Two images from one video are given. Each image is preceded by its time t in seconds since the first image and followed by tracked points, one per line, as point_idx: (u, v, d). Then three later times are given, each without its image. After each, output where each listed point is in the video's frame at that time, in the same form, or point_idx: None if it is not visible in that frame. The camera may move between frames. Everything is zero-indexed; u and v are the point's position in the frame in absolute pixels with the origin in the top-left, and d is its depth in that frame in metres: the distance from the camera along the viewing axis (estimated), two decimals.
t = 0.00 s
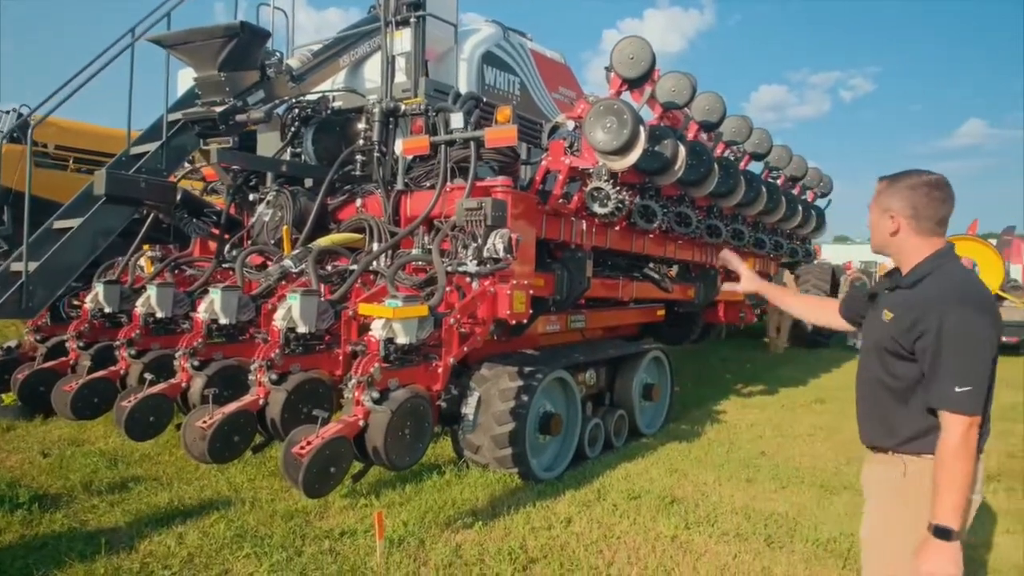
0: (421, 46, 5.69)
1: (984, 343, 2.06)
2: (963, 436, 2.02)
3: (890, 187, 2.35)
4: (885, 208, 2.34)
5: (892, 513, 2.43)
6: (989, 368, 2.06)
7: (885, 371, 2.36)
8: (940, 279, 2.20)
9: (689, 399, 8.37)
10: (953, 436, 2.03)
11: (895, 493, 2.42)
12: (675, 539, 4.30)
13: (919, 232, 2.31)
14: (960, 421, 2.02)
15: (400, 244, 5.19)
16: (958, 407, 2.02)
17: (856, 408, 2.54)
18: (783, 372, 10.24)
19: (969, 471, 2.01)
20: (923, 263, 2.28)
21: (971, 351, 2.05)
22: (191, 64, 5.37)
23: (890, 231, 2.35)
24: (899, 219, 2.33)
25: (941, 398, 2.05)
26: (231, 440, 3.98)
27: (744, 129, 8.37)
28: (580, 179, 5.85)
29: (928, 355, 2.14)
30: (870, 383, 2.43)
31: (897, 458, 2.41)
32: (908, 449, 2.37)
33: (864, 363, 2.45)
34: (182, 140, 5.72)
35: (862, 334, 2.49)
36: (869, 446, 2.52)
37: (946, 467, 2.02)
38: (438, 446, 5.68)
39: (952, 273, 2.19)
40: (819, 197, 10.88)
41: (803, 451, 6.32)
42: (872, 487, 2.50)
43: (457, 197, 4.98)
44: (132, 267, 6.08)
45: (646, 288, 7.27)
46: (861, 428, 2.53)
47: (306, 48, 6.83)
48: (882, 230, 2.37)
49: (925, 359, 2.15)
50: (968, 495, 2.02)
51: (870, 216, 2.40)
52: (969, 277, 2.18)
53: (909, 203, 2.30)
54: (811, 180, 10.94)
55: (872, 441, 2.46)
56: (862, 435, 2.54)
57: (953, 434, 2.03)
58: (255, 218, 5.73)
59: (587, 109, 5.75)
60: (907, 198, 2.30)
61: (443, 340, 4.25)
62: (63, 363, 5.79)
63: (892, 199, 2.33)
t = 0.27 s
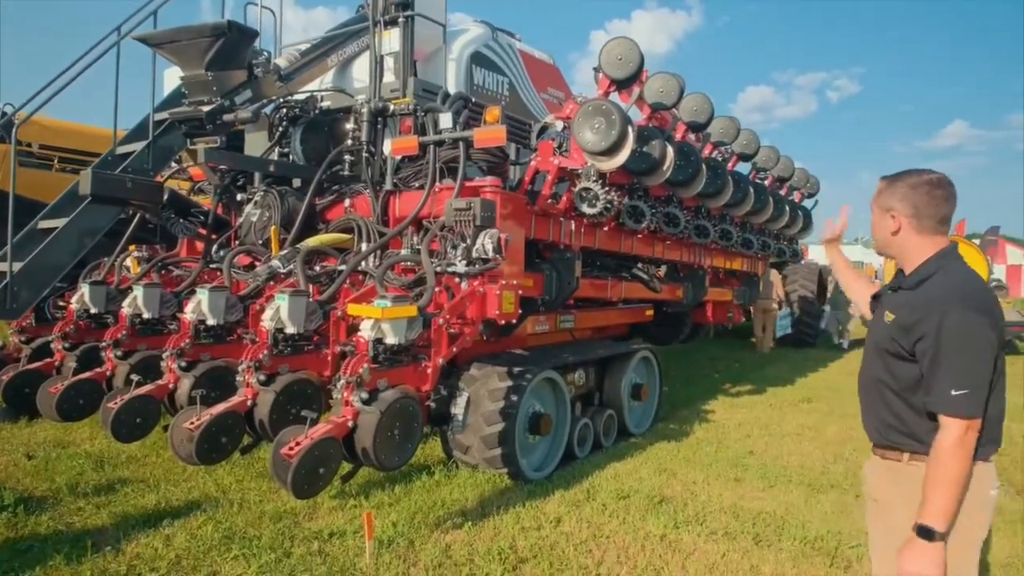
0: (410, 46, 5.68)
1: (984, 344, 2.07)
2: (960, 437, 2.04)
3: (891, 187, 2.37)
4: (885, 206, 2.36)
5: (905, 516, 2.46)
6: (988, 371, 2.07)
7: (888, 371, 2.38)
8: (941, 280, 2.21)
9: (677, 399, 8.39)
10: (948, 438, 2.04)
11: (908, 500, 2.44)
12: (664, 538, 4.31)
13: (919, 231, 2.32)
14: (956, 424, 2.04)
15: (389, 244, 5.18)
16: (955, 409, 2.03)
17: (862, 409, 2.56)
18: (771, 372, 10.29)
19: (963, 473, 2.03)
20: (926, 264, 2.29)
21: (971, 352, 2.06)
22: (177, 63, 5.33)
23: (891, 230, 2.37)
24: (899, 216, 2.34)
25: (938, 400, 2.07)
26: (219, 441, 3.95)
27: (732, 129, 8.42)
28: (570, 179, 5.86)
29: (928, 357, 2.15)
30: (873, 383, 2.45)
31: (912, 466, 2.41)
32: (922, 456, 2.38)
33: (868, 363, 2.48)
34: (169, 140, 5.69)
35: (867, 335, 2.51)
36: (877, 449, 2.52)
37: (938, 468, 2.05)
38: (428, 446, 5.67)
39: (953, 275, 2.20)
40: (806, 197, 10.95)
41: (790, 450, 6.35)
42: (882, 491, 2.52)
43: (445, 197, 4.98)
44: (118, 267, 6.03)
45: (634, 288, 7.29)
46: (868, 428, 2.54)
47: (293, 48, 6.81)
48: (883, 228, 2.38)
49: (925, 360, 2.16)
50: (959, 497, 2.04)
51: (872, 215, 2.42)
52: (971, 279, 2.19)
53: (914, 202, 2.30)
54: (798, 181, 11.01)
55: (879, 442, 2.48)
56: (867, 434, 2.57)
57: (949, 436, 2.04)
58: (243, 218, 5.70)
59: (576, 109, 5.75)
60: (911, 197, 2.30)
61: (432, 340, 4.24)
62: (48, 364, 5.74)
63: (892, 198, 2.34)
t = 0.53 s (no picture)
0: (403, 45, 5.67)
1: (1002, 346, 2.06)
2: (970, 438, 2.03)
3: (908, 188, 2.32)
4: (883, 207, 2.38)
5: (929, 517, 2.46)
6: (1006, 374, 2.06)
7: (906, 375, 2.38)
8: (961, 283, 2.21)
9: (670, 398, 8.41)
10: (956, 437, 2.04)
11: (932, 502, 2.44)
12: (657, 536, 4.32)
13: (905, 231, 2.33)
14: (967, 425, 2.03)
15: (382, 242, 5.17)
16: (966, 409, 2.03)
17: (881, 414, 2.56)
18: (763, 370, 10.32)
19: (961, 472, 2.03)
20: (946, 266, 2.29)
21: (988, 353, 2.06)
22: (169, 61, 5.30)
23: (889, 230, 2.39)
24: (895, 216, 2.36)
25: (950, 400, 2.07)
26: (211, 440, 3.94)
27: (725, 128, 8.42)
28: (563, 178, 5.86)
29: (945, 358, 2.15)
30: (892, 386, 2.45)
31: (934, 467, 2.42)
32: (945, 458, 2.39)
33: (885, 367, 2.48)
34: (161, 138, 5.66)
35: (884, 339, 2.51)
36: (899, 453, 2.53)
37: (933, 464, 2.05)
38: (421, 446, 5.66)
39: (973, 277, 2.21)
40: (798, 197, 10.98)
41: (782, 448, 6.37)
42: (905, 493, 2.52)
43: (438, 196, 4.97)
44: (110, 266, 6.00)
45: (628, 287, 7.29)
46: (888, 434, 2.55)
47: (286, 46, 6.79)
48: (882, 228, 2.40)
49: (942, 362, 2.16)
50: (947, 493, 2.03)
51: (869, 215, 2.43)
52: (992, 282, 2.19)
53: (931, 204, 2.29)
54: (790, 181, 11.04)
55: (899, 447, 2.50)
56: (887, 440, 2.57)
57: (957, 436, 2.04)
58: (235, 216, 5.68)
59: (570, 108, 5.75)
60: (921, 198, 2.29)
61: (425, 339, 4.24)
62: (38, 363, 5.70)
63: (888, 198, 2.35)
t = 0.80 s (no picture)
0: (396, 45, 5.66)
1: None
2: (996, 443, 2.04)
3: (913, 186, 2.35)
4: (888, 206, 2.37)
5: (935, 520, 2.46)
6: None
7: (920, 376, 2.39)
8: (981, 285, 2.22)
9: (663, 398, 8.42)
10: (984, 442, 2.04)
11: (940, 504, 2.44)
12: (650, 536, 4.32)
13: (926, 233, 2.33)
14: (996, 430, 2.04)
15: (374, 242, 5.17)
16: (992, 413, 2.04)
17: (891, 414, 2.57)
18: (755, 370, 10.35)
19: (990, 478, 2.03)
20: (962, 268, 2.30)
21: (1013, 357, 2.07)
22: (160, 60, 5.27)
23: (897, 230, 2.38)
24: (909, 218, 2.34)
25: (976, 404, 2.08)
26: (202, 441, 3.92)
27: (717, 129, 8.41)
28: (556, 178, 5.86)
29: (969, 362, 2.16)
30: (904, 386, 2.46)
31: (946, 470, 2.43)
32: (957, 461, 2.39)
33: (897, 367, 2.49)
34: (152, 137, 5.64)
35: (895, 338, 2.52)
36: (906, 453, 2.53)
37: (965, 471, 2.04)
38: (414, 446, 5.65)
39: (993, 280, 2.22)
40: (790, 197, 11.02)
41: (775, 448, 6.39)
42: (912, 495, 2.52)
43: (431, 195, 4.96)
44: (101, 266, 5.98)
45: (620, 287, 7.30)
46: (897, 435, 2.55)
47: (278, 45, 6.77)
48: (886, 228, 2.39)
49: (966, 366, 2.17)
50: (983, 503, 2.03)
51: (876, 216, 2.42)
52: (1010, 285, 2.21)
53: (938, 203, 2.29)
54: (781, 181, 11.07)
55: (908, 447, 2.50)
56: (895, 440, 2.58)
57: (984, 440, 2.04)
58: (227, 216, 5.66)
59: (562, 108, 5.76)
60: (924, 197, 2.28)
61: (418, 339, 4.23)
62: (28, 364, 5.66)
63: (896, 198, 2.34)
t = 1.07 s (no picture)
0: (389, 45, 5.66)
1: None
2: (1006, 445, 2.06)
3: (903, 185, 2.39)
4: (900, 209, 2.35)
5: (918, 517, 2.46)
6: None
7: (913, 375, 2.40)
8: (979, 286, 2.23)
9: (657, 398, 8.43)
10: (995, 444, 2.06)
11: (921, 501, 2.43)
12: (643, 536, 4.32)
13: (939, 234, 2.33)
14: (1005, 431, 2.06)
15: (367, 243, 5.16)
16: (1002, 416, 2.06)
17: (877, 410, 2.58)
18: (749, 370, 10.36)
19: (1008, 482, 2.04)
20: (958, 268, 2.31)
21: (1016, 359, 2.09)
22: (152, 60, 5.25)
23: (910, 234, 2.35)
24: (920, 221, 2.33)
25: (986, 407, 2.09)
26: (194, 443, 3.90)
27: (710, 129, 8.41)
28: (549, 179, 5.86)
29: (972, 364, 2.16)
30: (895, 384, 2.47)
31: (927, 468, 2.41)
32: (938, 459, 2.38)
33: (888, 366, 2.49)
34: (143, 137, 5.62)
35: (886, 336, 2.52)
36: (890, 450, 2.54)
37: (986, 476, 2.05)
38: (408, 447, 5.64)
39: (990, 281, 2.23)
40: (784, 197, 11.04)
41: (768, 448, 6.40)
42: (897, 493, 2.51)
43: (424, 196, 4.95)
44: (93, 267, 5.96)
45: (614, 287, 7.30)
46: (883, 432, 2.56)
47: (271, 45, 6.75)
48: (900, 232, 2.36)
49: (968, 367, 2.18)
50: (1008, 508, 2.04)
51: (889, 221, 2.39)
52: (1007, 285, 2.23)
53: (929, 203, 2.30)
54: (775, 181, 11.09)
55: (893, 444, 2.51)
56: (880, 438, 2.57)
57: (996, 443, 2.06)
58: (219, 217, 5.65)
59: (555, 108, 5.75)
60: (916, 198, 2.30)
61: (411, 340, 4.21)
62: (19, 365, 5.63)
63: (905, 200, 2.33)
